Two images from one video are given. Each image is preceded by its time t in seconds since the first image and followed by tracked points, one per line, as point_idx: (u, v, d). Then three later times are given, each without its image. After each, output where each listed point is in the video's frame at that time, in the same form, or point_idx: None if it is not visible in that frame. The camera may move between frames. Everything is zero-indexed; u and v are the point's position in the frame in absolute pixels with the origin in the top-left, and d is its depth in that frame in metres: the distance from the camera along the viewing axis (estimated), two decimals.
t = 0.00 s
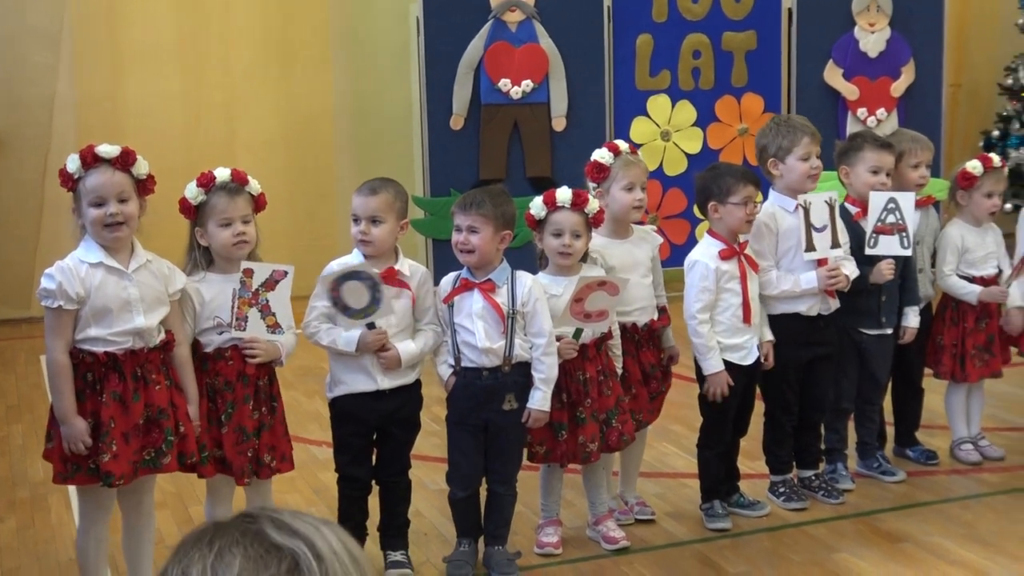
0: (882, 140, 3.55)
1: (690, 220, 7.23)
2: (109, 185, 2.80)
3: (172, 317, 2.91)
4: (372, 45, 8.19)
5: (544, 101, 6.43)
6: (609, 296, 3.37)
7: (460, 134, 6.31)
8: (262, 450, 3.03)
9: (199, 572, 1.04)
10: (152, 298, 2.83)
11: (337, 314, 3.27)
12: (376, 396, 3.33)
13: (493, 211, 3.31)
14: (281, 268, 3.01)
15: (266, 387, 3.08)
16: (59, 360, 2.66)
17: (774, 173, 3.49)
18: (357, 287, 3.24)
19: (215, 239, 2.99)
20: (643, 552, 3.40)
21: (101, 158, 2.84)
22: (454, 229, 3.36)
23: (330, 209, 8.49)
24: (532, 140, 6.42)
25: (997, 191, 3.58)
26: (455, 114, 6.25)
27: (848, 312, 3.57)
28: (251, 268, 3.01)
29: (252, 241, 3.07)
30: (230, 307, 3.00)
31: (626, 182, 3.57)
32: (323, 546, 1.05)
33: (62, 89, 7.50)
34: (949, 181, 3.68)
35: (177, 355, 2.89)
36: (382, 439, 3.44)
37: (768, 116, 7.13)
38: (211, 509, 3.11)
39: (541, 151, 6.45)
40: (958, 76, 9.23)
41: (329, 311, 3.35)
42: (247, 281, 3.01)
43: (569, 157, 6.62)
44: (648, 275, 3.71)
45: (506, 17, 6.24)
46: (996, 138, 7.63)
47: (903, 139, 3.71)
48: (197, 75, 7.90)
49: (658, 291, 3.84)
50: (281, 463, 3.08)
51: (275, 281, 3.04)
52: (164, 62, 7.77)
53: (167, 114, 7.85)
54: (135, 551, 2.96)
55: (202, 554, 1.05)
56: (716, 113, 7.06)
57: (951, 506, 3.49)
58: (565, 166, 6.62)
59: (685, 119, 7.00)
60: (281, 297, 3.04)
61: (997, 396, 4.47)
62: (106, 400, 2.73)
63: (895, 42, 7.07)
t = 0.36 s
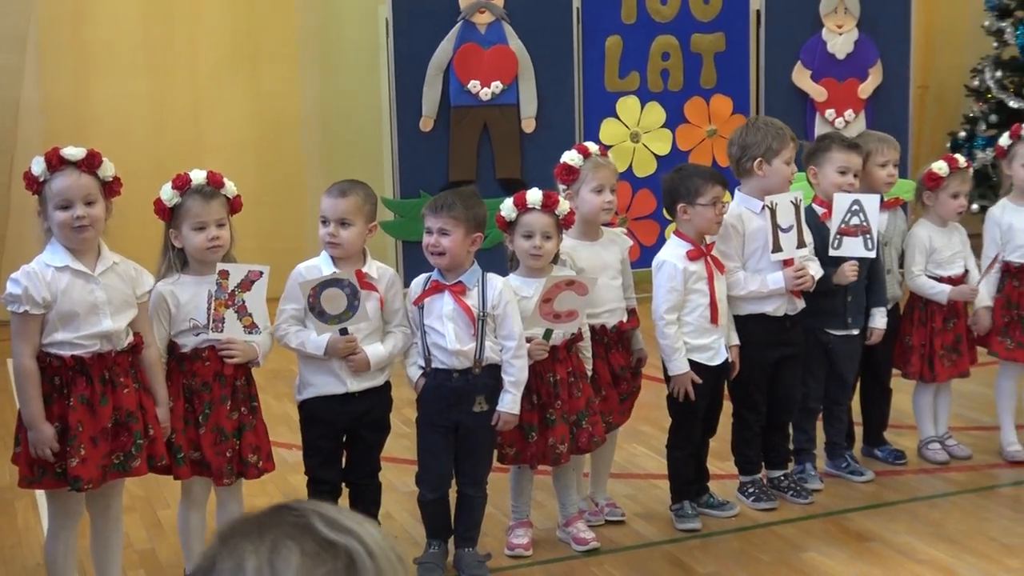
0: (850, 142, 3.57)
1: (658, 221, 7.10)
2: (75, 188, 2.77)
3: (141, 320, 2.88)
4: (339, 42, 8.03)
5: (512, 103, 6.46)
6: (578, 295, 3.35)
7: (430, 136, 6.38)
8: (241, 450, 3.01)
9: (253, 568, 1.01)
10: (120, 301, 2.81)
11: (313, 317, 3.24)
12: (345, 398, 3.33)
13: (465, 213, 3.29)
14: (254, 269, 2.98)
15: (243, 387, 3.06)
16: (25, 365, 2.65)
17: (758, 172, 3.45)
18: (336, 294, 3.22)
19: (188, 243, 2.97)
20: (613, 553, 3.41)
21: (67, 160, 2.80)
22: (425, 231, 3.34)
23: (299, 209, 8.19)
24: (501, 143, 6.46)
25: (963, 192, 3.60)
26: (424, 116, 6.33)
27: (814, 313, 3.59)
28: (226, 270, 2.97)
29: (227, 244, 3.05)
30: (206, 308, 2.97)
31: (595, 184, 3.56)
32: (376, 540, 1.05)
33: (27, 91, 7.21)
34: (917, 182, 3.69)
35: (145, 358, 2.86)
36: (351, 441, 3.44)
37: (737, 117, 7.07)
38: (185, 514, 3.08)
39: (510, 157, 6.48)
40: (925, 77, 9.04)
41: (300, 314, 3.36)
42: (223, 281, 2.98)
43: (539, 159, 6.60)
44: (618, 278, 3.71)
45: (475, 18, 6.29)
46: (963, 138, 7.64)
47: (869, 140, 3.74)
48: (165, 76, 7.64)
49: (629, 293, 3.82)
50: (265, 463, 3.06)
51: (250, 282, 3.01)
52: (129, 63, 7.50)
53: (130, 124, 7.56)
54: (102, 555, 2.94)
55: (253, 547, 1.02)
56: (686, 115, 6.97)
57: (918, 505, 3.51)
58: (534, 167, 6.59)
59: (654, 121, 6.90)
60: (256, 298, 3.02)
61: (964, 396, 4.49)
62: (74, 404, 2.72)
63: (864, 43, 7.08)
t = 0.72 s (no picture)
0: (819, 146, 3.60)
1: (630, 225, 7.13)
2: (47, 194, 2.75)
3: (114, 325, 2.86)
4: (315, 54, 7.90)
5: (484, 107, 6.42)
6: (545, 296, 3.37)
7: (401, 140, 6.36)
8: (217, 455, 2.98)
9: None
10: (94, 306, 2.80)
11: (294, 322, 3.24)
12: (318, 403, 3.32)
13: (440, 218, 3.27)
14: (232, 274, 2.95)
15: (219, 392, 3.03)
16: None
17: (739, 175, 3.46)
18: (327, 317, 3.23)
19: (163, 246, 2.93)
20: (585, 557, 3.41)
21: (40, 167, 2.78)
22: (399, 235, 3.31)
23: (266, 210, 8.21)
24: (474, 147, 6.44)
25: (935, 195, 3.61)
26: (395, 120, 6.30)
27: (785, 318, 3.60)
28: (204, 275, 2.94)
29: (201, 251, 3.01)
30: (181, 313, 2.93)
31: (563, 190, 3.59)
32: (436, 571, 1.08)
33: None
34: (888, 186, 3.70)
35: (120, 363, 2.84)
36: (323, 445, 3.43)
37: (708, 122, 7.09)
38: (158, 521, 3.04)
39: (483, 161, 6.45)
40: (894, 80, 9.02)
41: (274, 319, 3.34)
42: (200, 287, 2.95)
43: (510, 161, 6.57)
44: (589, 283, 3.71)
45: (447, 23, 6.24)
46: (931, 143, 7.69)
47: (837, 145, 3.76)
48: (136, 85, 7.58)
49: (601, 298, 3.82)
50: (237, 467, 3.03)
51: (227, 288, 2.97)
52: (100, 66, 7.44)
53: (100, 131, 7.51)
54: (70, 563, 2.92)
55: (322, 568, 1.07)
56: (657, 120, 7.00)
57: (889, 507, 3.52)
58: (505, 171, 6.57)
59: (626, 125, 6.93)
60: (233, 304, 2.98)
61: (934, 398, 4.52)
62: (51, 410, 2.71)
63: (833, 48, 7.10)
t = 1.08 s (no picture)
0: (792, 147, 3.60)
1: (602, 226, 7.16)
2: (19, 194, 2.73)
3: (87, 325, 2.85)
4: (284, 49, 7.99)
5: (455, 109, 6.39)
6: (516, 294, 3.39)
7: (373, 142, 6.27)
8: (189, 457, 2.95)
9: None
10: (66, 306, 2.78)
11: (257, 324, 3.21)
12: (288, 406, 3.31)
13: (408, 220, 3.29)
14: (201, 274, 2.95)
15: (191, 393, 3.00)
16: None
17: (705, 180, 3.47)
18: (284, 304, 3.21)
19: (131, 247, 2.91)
20: (557, 559, 3.40)
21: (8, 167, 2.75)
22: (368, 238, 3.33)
23: (239, 215, 8.11)
24: (446, 149, 6.39)
25: (904, 196, 3.62)
26: (367, 122, 6.22)
27: (754, 319, 3.60)
28: (173, 276, 2.94)
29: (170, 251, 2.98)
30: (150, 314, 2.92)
31: (538, 175, 3.53)
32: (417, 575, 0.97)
33: None
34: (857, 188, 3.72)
35: (92, 364, 2.82)
36: (294, 447, 3.42)
37: (679, 123, 7.13)
38: (129, 524, 3.03)
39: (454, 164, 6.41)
40: (864, 84, 9.07)
41: (242, 322, 3.33)
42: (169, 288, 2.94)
43: (482, 163, 6.52)
44: (567, 267, 3.67)
45: (418, 24, 6.21)
46: (899, 146, 7.62)
47: (807, 147, 3.77)
48: (104, 87, 7.53)
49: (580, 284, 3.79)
50: (211, 469, 3.00)
51: (196, 287, 2.97)
52: (71, 66, 7.41)
53: (69, 132, 7.47)
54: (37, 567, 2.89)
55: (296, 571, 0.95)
56: (628, 121, 7.03)
57: (861, 507, 3.53)
58: (478, 175, 6.50)
59: (598, 126, 6.97)
60: (203, 302, 2.98)
61: (905, 399, 4.54)
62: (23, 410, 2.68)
63: (804, 51, 7.07)
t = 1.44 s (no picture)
0: (764, 151, 3.61)
1: (575, 229, 6.88)
2: None
3: (57, 327, 2.82)
4: (262, 49, 7.72)
5: (429, 110, 6.32)
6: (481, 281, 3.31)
7: (345, 143, 6.25)
8: (156, 459, 2.94)
9: None
10: (37, 308, 2.76)
11: (231, 317, 3.24)
12: (261, 408, 3.30)
13: (376, 221, 3.30)
14: (151, 276, 2.87)
15: (158, 395, 3.00)
16: None
17: (653, 180, 3.53)
18: (259, 297, 3.22)
19: (96, 249, 2.91)
20: (529, 560, 3.40)
21: None
22: (336, 239, 3.34)
23: (216, 214, 8.03)
24: (418, 150, 6.32)
25: (873, 200, 3.64)
26: (340, 124, 6.19)
27: (724, 319, 3.63)
28: (122, 279, 2.84)
29: (136, 251, 2.98)
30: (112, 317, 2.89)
31: (511, 186, 3.41)
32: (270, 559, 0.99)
33: None
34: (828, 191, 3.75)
35: (62, 368, 2.81)
36: (265, 449, 3.42)
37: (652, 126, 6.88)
38: (96, 526, 3.02)
39: (426, 164, 6.33)
40: (836, 87, 9.00)
41: (213, 324, 3.30)
42: (120, 291, 2.85)
43: (454, 165, 6.44)
44: (541, 275, 3.63)
45: (390, 26, 6.17)
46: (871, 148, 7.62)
47: (780, 151, 3.75)
48: (76, 86, 7.51)
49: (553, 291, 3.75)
50: (178, 471, 2.99)
51: (149, 288, 2.89)
52: (41, 64, 7.38)
53: (42, 130, 7.44)
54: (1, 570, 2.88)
55: (144, 567, 0.96)
56: (601, 124, 6.79)
57: (831, 508, 3.54)
58: (450, 177, 6.44)
59: (571, 128, 6.72)
60: (157, 303, 2.90)
61: (876, 401, 4.57)
62: None
63: (776, 53, 6.96)
